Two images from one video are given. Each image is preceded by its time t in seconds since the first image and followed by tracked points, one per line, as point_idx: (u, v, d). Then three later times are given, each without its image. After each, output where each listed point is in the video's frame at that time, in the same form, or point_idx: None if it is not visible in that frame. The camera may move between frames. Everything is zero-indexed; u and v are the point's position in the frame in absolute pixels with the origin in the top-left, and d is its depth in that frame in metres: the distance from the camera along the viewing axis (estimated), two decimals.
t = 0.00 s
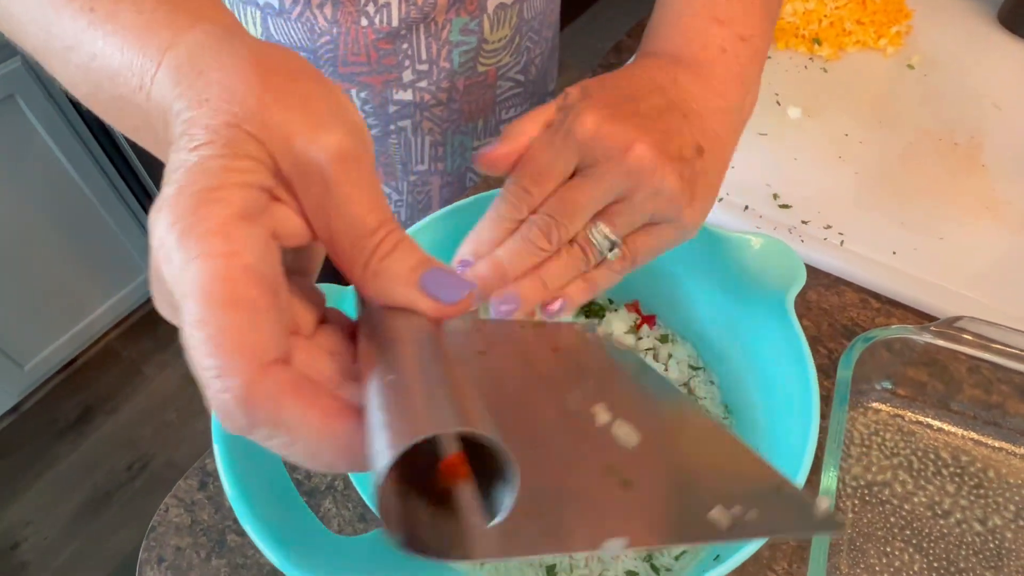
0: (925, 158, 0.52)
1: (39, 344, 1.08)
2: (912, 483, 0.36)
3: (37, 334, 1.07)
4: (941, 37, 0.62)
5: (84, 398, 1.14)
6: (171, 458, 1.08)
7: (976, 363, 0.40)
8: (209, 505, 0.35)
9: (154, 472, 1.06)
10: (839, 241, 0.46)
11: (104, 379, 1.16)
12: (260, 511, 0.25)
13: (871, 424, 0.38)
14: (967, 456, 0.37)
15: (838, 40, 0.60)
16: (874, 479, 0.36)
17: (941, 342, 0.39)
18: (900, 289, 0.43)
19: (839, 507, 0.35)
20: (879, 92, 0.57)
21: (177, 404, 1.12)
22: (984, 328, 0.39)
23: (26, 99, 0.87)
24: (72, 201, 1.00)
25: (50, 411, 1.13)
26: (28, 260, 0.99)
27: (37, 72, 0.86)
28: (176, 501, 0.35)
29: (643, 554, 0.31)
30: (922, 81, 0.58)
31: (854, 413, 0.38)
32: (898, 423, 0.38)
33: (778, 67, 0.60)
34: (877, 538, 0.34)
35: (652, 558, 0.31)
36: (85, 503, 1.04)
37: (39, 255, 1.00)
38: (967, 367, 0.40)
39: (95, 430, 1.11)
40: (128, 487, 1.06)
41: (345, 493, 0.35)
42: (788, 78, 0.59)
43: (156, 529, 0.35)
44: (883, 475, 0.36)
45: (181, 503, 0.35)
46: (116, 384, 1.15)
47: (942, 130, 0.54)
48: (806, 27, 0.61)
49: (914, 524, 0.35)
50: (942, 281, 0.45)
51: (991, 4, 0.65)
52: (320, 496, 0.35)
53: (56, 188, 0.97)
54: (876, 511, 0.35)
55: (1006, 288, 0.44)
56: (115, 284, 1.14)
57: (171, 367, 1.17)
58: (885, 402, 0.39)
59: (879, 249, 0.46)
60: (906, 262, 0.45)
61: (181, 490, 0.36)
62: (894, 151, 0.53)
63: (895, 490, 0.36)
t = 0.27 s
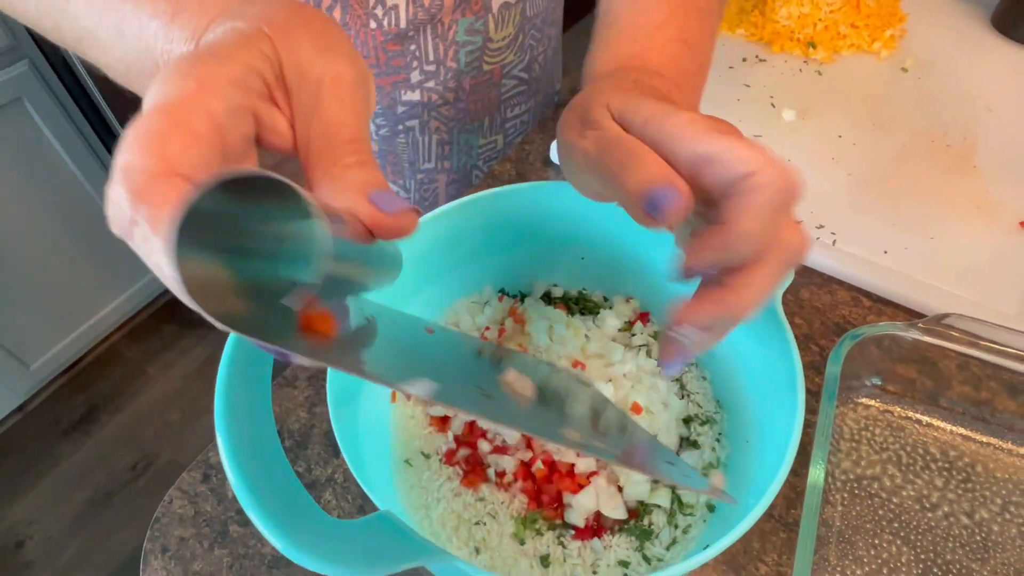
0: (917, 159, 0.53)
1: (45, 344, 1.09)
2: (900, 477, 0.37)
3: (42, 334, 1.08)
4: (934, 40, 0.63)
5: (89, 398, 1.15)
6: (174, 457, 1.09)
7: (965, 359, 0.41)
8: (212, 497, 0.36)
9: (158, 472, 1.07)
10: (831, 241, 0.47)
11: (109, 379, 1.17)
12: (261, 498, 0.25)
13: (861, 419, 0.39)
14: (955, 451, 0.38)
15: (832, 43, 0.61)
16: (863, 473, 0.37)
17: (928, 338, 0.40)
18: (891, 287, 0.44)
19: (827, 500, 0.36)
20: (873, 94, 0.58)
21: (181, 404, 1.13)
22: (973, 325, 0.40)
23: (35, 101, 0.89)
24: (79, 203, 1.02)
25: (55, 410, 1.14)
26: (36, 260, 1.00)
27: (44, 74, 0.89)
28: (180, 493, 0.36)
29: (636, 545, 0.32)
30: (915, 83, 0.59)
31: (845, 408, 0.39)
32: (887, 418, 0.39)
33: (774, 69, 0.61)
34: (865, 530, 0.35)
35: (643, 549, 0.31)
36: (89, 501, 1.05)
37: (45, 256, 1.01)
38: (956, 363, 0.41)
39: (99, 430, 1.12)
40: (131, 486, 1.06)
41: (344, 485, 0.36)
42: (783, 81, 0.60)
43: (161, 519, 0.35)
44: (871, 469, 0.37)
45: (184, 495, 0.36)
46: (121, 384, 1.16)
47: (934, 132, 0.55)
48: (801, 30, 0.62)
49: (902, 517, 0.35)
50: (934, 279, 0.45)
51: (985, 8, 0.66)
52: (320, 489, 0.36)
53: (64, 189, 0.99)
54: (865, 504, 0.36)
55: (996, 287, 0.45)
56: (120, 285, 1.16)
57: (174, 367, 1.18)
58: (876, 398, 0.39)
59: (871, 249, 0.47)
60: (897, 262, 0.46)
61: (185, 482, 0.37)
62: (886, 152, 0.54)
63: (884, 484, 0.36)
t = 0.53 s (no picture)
0: (910, 168, 0.53)
1: (46, 353, 1.09)
2: (893, 482, 0.37)
3: (44, 342, 1.09)
4: (927, 50, 0.64)
5: (90, 407, 1.16)
6: (173, 466, 1.09)
7: (959, 365, 0.40)
8: (206, 501, 0.36)
9: (156, 480, 1.07)
10: (824, 248, 0.48)
11: (110, 388, 1.17)
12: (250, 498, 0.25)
13: (853, 425, 0.39)
14: (946, 457, 0.38)
15: (825, 53, 0.62)
16: (855, 478, 0.37)
17: (921, 343, 0.40)
18: (883, 294, 0.44)
19: (819, 506, 0.36)
20: (866, 103, 0.59)
21: (180, 413, 1.14)
22: (964, 331, 0.40)
23: (38, 112, 0.89)
24: (82, 212, 1.02)
25: (56, 419, 1.15)
26: (38, 269, 1.01)
27: (49, 87, 0.89)
28: (176, 497, 0.37)
29: (627, 548, 0.31)
30: (908, 92, 0.60)
31: (836, 414, 0.39)
32: (879, 424, 0.39)
33: (768, 79, 0.61)
34: (857, 535, 0.35)
35: (635, 553, 0.31)
36: (87, 509, 1.05)
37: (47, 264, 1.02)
38: (949, 369, 0.40)
39: (98, 438, 1.13)
40: (130, 494, 1.06)
41: (338, 489, 0.36)
42: (777, 90, 0.60)
43: (155, 523, 0.36)
44: (863, 475, 0.37)
45: (179, 499, 0.36)
46: (122, 392, 1.17)
47: (927, 140, 0.56)
48: (795, 41, 0.63)
49: (894, 521, 0.35)
50: (926, 287, 0.46)
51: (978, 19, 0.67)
52: (314, 493, 0.36)
53: (67, 199, 0.99)
54: (856, 509, 0.36)
55: (988, 293, 0.45)
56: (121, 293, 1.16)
57: (175, 376, 1.18)
58: (867, 404, 0.40)
59: (863, 256, 0.47)
60: (890, 269, 0.46)
61: (180, 486, 0.37)
62: (879, 161, 0.54)
63: (876, 489, 0.36)
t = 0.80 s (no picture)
0: (906, 186, 0.54)
1: (48, 368, 1.10)
2: (892, 499, 0.37)
3: (46, 356, 1.09)
4: (921, 70, 0.65)
5: (91, 423, 1.16)
6: (173, 482, 1.09)
7: (955, 383, 0.41)
8: (207, 517, 0.37)
9: (156, 497, 1.07)
10: (821, 265, 0.48)
11: (111, 404, 1.18)
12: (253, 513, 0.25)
13: (851, 441, 0.39)
14: (945, 474, 0.38)
15: (821, 74, 0.63)
16: (854, 495, 0.37)
17: (916, 360, 0.40)
18: (880, 311, 0.45)
19: (818, 522, 0.35)
20: (862, 123, 0.60)
21: (181, 429, 1.14)
22: (961, 348, 0.41)
23: (46, 130, 0.91)
24: (87, 230, 1.03)
25: (56, 435, 1.15)
26: (42, 285, 1.02)
27: (57, 105, 0.91)
28: (176, 512, 0.37)
29: (626, 565, 0.31)
30: (903, 112, 0.61)
31: (834, 431, 0.39)
32: (877, 441, 0.39)
33: (765, 99, 0.62)
34: (857, 552, 0.35)
35: (633, 570, 0.31)
36: (86, 526, 1.04)
37: (51, 281, 1.03)
38: (947, 387, 0.41)
39: (99, 454, 1.12)
40: (129, 511, 1.06)
41: (338, 505, 0.36)
42: (773, 110, 0.61)
43: (155, 539, 0.36)
44: (862, 492, 0.37)
45: (180, 515, 0.37)
46: (123, 408, 1.17)
47: (923, 160, 0.56)
48: (791, 61, 0.64)
49: (894, 539, 0.35)
50: (922, 304, 0.46)
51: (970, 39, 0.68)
52: (314, 509, 0.36)
53: (72, 217, 1.00)
54: (856, 526, 0.36)
55: (985, 310, 0.46)
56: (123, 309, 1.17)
57: (175, 392, 1.19)
58: (866, 420, 0.40)
59: (860, 273, 0.48)
60: (886, 286, 0.47)
61: (180, 501, 0.37)
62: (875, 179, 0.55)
63: (875, 506, 0.36)
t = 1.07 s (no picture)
0: (889, 217, 0.58)
1: (63, 390, 1.13)
2: (873, 509, 0.39)
3: (62, 378, 1.12)
4: (903, 108, 0.69)
5: (102, 444, 1.19)
6: (180, 504, 1.11)
7: (936, 401, 0.44)
8: (235, 522, 0.39)
9: (163, 519, 1.09)
10: (807, 291, 0.51)
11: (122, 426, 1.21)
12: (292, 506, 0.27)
13: (834, 455, 0.41)
14: (923, 485, 0.40)
15: (809, 111, 0.67)
16: (837, 505, 0.39)
17: (894, 379, 0.43)
18: (862, 334, 0.48)
19: (803, 530, 0.38)
20: (847, 156, 0.63)
21: (190, 451, 1.17)
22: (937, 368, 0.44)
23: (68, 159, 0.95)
24: (104, 253, 1.07)
25: (68, 456, 1.18)
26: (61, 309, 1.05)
27: (81, 135, 0.95)
28: (205, 518, 0.40)
29: (624, 566, 0.34)
30: (886, 146, 0.65)
31: (818, 446, 0.42)
32: (859, 454, 0.42)
33: (755, 134, 0.66)
34: (839, 558, 0.37)
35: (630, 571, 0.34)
36: (95, 547, 1.07)
37: (60, 294, 1.04)
38: (927, 405, 0.44)
39: (109, 476, 1.15)
40: (137, 532, 1.08)
41: (356, 512, 0.39)
42: (763, 145, 0.65)
43: (187, 543, 0.39)
44: (845, 502, 0.39)
45: (210, 520, 0.39)
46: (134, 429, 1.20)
47: (904, 192, 0.60)
48: (780, 99, 0.68)
49: (873, 546, 0.38)
50: (904, 329, 0.49)
51: (951, 79, 0.72)
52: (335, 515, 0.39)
53: (91, 241, 1.04)
54: (839, 533, 0.38)
55: (961, 333, 0.49)
56: (137, 331, 1.20)
57: (185, 415, 1.23)
58: (848, 436, 0.42)
59: (844, 298, 0.51)
60: (868, 310, 0.50)
61: (210, 508, 0.40)
62: (859, 210, 0.58)
63: (856, 515, 0.39)
